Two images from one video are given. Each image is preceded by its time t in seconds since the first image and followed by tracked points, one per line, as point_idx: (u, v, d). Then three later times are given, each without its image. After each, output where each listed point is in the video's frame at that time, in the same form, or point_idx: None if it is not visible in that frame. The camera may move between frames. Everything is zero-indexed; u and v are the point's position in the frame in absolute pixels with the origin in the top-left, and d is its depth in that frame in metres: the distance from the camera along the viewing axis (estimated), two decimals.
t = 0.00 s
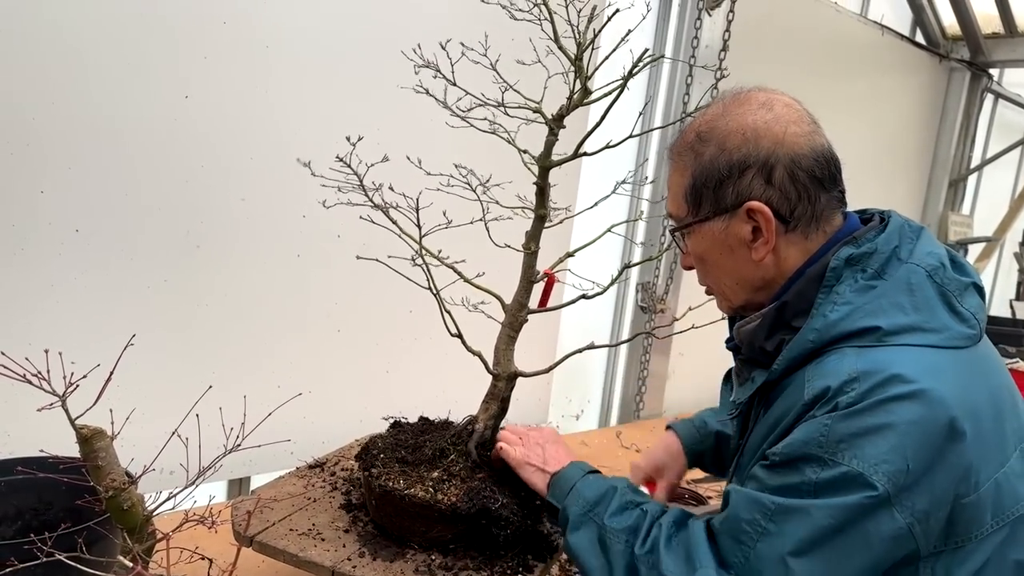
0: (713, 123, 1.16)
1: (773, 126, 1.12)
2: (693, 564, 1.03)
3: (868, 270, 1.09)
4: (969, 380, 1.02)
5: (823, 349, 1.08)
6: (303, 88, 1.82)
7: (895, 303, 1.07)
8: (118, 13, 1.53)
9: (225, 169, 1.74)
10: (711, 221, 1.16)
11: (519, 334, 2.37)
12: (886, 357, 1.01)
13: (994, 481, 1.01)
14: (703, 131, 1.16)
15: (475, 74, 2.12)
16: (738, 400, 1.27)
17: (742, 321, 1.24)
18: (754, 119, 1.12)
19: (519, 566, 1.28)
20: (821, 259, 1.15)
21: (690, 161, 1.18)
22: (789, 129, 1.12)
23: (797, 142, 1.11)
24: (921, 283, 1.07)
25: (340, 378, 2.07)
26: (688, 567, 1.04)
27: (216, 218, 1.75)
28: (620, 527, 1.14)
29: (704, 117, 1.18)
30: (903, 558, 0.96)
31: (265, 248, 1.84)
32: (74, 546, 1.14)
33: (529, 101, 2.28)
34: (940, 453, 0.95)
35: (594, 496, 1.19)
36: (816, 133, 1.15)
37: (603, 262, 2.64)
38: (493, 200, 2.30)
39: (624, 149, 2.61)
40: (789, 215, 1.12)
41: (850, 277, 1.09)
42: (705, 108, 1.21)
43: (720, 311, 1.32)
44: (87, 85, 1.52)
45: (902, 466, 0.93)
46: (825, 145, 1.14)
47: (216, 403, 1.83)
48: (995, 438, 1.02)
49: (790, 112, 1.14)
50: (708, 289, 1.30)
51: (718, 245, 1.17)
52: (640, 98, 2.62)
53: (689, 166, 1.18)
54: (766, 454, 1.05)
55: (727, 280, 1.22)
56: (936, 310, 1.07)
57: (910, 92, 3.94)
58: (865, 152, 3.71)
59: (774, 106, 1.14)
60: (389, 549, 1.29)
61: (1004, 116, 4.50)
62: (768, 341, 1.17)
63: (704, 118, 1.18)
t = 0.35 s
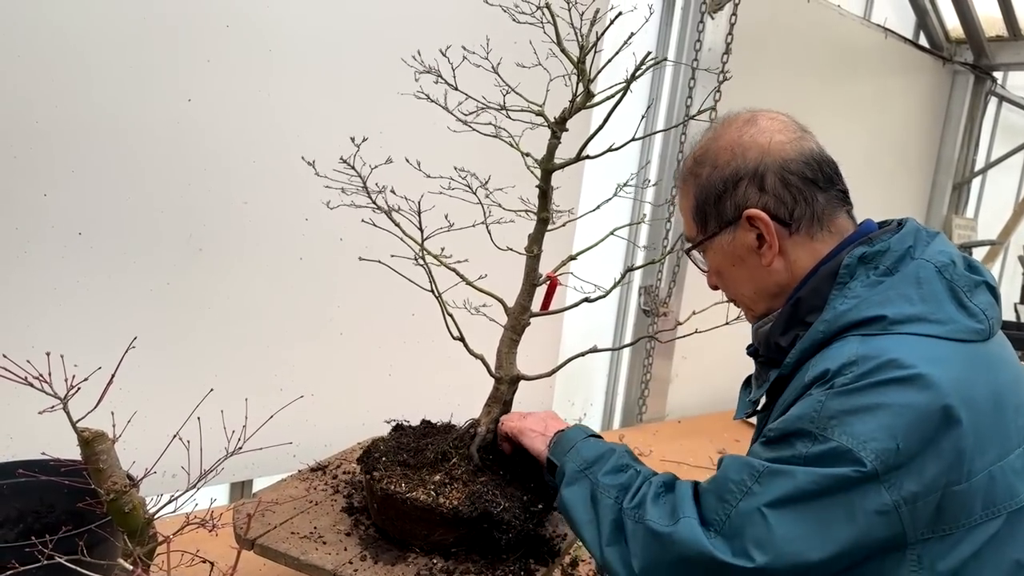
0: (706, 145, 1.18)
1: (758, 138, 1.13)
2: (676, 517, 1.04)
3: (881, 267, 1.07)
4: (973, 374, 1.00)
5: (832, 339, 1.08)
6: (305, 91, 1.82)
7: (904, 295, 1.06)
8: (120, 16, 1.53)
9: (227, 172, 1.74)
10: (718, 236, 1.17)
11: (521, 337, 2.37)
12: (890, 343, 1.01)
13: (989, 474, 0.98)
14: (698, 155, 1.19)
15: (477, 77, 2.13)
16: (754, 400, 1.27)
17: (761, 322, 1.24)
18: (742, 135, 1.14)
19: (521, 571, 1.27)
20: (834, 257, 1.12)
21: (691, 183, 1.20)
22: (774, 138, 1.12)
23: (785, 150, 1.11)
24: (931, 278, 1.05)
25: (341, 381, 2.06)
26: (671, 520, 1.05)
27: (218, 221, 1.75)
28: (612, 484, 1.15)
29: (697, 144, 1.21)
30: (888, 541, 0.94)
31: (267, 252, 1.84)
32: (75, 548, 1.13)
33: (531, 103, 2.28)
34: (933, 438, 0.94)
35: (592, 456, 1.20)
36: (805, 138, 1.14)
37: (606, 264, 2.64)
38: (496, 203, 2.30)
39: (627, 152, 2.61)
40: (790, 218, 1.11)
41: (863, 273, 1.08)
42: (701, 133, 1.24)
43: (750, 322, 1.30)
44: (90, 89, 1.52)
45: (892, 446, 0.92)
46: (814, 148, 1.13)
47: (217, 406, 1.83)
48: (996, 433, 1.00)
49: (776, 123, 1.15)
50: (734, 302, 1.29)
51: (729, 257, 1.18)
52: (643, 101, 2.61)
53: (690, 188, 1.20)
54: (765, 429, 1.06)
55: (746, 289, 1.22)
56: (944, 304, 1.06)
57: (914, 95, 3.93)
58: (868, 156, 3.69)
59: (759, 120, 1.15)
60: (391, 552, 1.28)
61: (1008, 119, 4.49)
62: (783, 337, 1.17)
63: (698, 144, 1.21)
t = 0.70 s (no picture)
0: (707, 151, 1.18)
1: (757, 146, 1.12)
2: (672, 523, 1.04)
3: (881, 271, 1.07)
4: (970, 379, 0.99)
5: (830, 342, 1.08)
6: (306, 92, 1.82)
7: (903, 298, 1.05)
8: (121, 18, 1.53)
9: (228, 173, 1.74)
10: (718, 242, 1.17)
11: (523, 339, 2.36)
12: (886, 347, 1.00)
13: (986, 481, 0.97)
14: (699, 161, 1.19)
15: (479, 79, 2.13)
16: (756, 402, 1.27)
17: (763, 325, 1.25)
18: (741, 143, 1.14)
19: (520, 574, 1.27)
20: (834, 262, 1.12)
21: (692, 189, 1.20)
22: (773, 146, 1.12)
23: (783, 159, 1.11)
24: (930, 282, 1.04)
25: (342, 383, 2.06)
26: (668, 525, 1.05)
27: (218, 223, 1.75)
28: (613, 493, 1.14)
29: (699, 148, 1.21)
30: (882, 547, 0.94)
31: (268, 253, 1.84)
32: (73, 551, 1.13)
33: (534, 105, 2.28)
34: (926, 442, 0.94)
35: (596, 466, 1.20)
36: (806, 145, 1.14)
37: (609, 266, 2.64)
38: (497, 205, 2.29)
39: (629, 154, 2.61)
40: (789, 227, 1.11)
41: (863, 277, 1.08)
42: (703, 136, 1.23)
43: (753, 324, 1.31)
44: (91, 91, 1.53)
45: (884, 450, 0.92)
46: (814, 155, 1.13)
47: (217, 408, 1.83)
48: (994, 439, 0.99)
49: (777, 130, 1.14)
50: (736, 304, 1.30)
51: (729, 263, 1.19)
52: (645, 103, 2.62)
53: (691, 194, 1.21)
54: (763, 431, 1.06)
55: (746, 294, 1.22)
56: (943, 309, 1.05)
57: (915, 97, 3.93)
58: (869, 158, 3.69)
59: (759, 127, 1.15)
60: (390, 555, 1.28)
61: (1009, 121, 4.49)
62: (782, 340, 1.18)
63: (699, 149, 1.21)
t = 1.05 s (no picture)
0: (699, 153, 1.16)
1: (755, 155, 1.12)
2: (694, 565, 1.00)
3: (860, 278, 1.08)
4: (967, 375, 1.00)
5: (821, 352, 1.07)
6: (305, 93, 1.82)
7: (891, 303, 1.07)
8: (118, 18, 1.53)
9: (226, 173, 1.74)
10: (701, 247, 1.15)
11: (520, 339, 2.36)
12: (884, 352, 1.01)
13: (999, 474, 0.97)
14: (690, 162, 1.17)
15: (474, 79, 2.13)
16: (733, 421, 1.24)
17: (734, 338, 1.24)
18: (739, 149, 1.13)
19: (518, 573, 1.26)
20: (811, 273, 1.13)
21: (679, 192, 1.18)
22: (771, 156, 1.12)
23: (780, 169, 1.11)
24: (914, 285, 1.07)
25: (340, 383, 2.06)
26: (689, 568, 1.01)
27: (216, 223, 1.75)
28: (620, 533, 1.13)
29: (690, 149, 1.19)
30: (904, 551, 0.93)
31: (266, 253, 1.84)
32: (68, 550, 1.13)
33: (529, 105, 2.28)
34: (937, 440, 0.94)
35: (594, 502, 1.21)
36: (798, 159, 1.14)
37: (607, 266, 2.64)
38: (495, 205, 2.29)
39: (625, 154, 2.60)
40: (777, 238, 1.11)
41: (842, 286, 1.09)
42: (693, 140, 1.21)
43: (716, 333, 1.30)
44: (88, 92, 1.52)
45: (902, 453, 0.92)
46: (807, 170, 1.14)
47: (214, 408, 1.83)
48: (999, 433, 1.00)
49: (773, 141, 1.14)
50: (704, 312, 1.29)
51: (710, 270, 1.17)
52: (641, 103, 2.62)
53: (677, 197, 1.18)
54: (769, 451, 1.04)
55: (722, 304, 1.21)
56: (929, 310, 1.07)
57: (914, 97, 3.93)
58: (868, 158, 3.68)
59: (756, 135, 1.15)
60: (387, 555, 1.28)
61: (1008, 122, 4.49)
62: (765, 353, 1.15)
63: (690, 150, 1.19)
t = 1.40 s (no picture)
0: (710, 138, 1.16)
1: (763, 139, 1.12)
2: (640, 519, 1.03)
3: (852, 272, 1.07)
4: (939, 376, 0.98)
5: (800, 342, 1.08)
6: (307, 93, 1.82)
7: (868, 299, 1.05)
8: (121, 18, 1.53)
9: (228, 174, 1.74)
10: (708, 231, 1.15)
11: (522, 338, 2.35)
12: (854, 345, 1.00)
13: (957, 476, 0.96)
14: (700, 146, 1.17)
15: (476, 79, 2.13)
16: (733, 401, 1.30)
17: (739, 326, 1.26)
18: (747, 133, 1.13)
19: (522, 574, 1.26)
20: (812, 262, 1.13)
21: (687, 176, 1.18)
22: (779, 141, 1.12)
23: (787, 154, 1.11)
24: (897, 283, 1.04)
25: (342, 384, 2.06)
26: (635, 522, 1.03)
27: (219, 224, 1.75)
28: (567, 490, 1.12)
29: (700, 134, 1.19)
30: (850, 541, 0.94)
31: (268, 254, 1.84)
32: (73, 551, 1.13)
33: (531, 105, 2.28)
34: (896, 439, 0.93)
35: (541, 461, 1.16)
36: (807, 146, 1.14)
37: (609, 267, 2.64)
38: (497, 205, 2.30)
39: (626, 154, 2.60)
40: (782, 223, 1.11)
41: (835, 279, 1.08)
42: (704, 126, 1.21)
43: (724, 321, 1.31)
44: (90, 91, 1.52)
45: (853, 446, 0.91)
46: (815, 157, 1.13)
47: (217, 408, 1.83)
48: (965, 436, 0.98)
49: (782, 127, 1.14)
50: (712, 299, 1.29)
51: (716, 254, 1.17)
52: (644, 103, 2.62)
53: (686, 181, 1.18)
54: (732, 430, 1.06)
55: (727, 289, 1.21)
56: (912, 308, 1.04)
57: (915, 98, 3.93)
58: (867, 159, 3.67)
59: (765, 121, 1.15)
60: (390, 555, 1.28)
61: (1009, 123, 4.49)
62: (757, 341, 1.20)
63: (701, 135, 1.19)
